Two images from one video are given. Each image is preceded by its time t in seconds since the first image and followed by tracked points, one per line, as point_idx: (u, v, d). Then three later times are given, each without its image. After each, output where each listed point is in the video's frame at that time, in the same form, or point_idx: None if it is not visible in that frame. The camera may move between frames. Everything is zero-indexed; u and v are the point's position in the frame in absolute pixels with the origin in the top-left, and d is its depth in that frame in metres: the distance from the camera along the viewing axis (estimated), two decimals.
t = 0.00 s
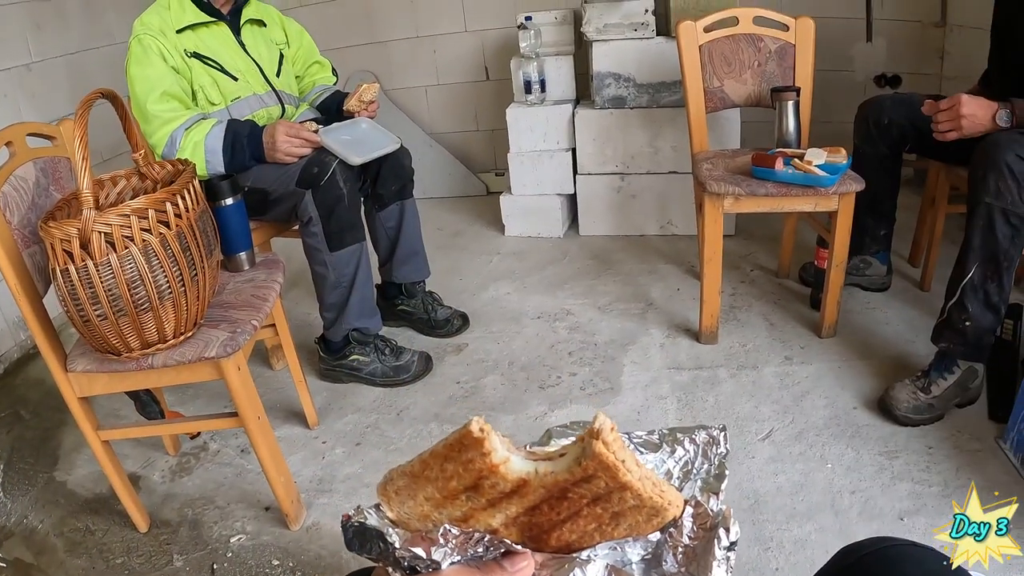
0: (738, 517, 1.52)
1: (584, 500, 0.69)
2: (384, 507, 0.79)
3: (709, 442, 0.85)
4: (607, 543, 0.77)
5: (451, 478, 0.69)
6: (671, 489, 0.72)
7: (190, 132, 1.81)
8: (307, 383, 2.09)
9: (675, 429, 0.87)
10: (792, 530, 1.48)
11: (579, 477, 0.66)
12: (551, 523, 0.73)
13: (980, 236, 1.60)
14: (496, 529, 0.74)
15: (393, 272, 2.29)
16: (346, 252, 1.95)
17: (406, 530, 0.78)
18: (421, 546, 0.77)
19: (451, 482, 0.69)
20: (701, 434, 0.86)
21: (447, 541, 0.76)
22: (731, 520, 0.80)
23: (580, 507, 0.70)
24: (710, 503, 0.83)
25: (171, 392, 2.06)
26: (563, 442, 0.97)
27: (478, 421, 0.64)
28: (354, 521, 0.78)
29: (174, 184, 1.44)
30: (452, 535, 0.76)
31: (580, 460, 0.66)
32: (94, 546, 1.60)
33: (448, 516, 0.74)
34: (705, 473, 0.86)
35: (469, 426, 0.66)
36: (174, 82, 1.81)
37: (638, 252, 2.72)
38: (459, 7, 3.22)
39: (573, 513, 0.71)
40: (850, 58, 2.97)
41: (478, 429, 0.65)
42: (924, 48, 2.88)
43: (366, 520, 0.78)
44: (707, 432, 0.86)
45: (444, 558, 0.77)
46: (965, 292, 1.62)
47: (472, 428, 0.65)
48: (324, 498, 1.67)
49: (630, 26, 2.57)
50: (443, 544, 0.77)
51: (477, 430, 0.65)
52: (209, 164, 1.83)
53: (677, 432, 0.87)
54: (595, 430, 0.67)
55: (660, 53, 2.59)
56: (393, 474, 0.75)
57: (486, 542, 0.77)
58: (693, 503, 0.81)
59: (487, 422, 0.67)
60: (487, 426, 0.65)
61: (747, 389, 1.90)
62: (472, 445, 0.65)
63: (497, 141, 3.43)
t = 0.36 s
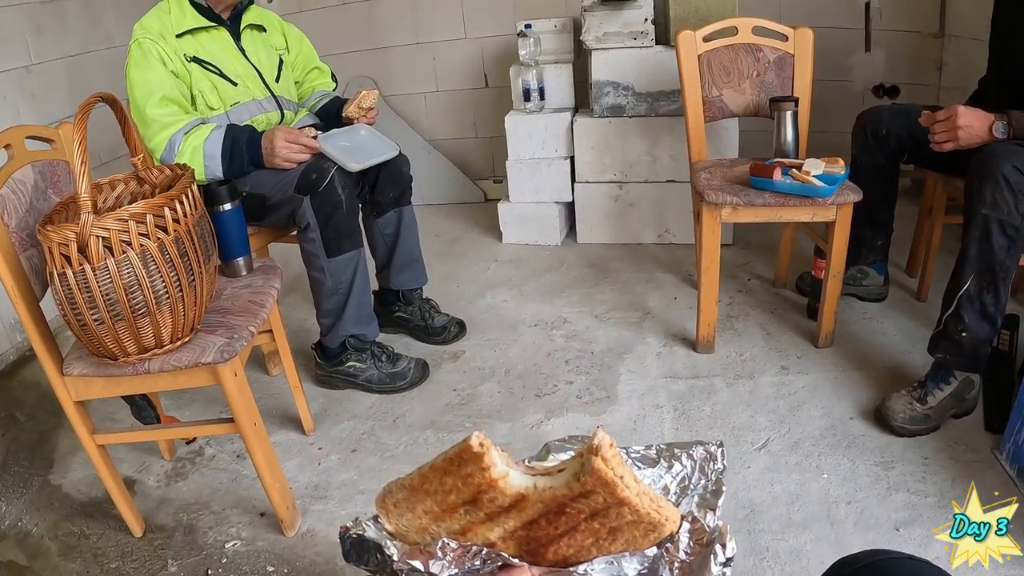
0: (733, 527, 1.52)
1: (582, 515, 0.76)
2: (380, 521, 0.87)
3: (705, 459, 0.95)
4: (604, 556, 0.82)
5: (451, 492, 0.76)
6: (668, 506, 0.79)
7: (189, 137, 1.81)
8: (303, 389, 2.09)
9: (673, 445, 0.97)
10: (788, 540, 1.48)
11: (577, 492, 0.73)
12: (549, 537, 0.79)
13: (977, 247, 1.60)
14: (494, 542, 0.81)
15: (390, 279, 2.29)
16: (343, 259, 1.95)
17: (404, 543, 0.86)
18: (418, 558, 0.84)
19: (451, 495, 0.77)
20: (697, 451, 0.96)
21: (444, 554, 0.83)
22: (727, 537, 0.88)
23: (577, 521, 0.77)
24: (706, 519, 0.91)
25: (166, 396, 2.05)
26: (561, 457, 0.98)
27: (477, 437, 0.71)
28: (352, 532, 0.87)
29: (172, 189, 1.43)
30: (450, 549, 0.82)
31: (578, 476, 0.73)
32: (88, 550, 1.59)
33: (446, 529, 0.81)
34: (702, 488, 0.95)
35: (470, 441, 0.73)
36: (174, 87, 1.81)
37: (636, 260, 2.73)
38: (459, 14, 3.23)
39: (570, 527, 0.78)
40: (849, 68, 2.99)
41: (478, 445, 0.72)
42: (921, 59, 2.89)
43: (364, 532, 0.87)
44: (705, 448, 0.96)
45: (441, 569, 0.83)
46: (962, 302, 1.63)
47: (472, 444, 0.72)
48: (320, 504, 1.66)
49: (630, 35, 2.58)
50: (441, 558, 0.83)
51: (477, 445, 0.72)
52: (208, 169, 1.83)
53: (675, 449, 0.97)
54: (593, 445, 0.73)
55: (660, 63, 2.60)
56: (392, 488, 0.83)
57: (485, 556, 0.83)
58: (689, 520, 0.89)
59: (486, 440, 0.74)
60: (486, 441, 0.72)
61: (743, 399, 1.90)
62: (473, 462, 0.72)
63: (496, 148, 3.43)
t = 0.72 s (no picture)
0: (732, 532, 1.51)
1: (582, 522, 0.76)
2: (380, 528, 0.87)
3: (705, 467, 0.96)
4: (603, 564, 0.83)
5: (451, 499, 0.77)
6: (668, 513, 0.79)
7: (189, 139, 1.81)
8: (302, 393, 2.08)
9: (673, 453, 0.97)
10: (787, 545, 1.48)
11: (578, 500, 0.72)
12: (548, 544, 0.79)
13: (976, 252, 1.60)
14: (493, 549, 0.81)
15: (390, 283, 2.29)
16: (342, 262, 1.95)
17: (405, 550, 0.86)
18: (418, 565, 0.84)
19: (451, 502, 0.77)
20: (698, 459, 0.96)
21: (445, 561, 0.82)
22: (727, 545, 0.86)
23: (577, 528, 0.76)
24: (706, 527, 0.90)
25: (165, 399, 2.05)
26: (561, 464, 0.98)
27: (478, 444, 0.71)
28: (352, 539, 0.88)
29: (172, 191, 1.43)
30: (450, 555, 0.82)
31: (579, 483, 0.72)
32: (86, 553, 1.59)
33: (446, 536, 0.81)
34: (702, 496, 0.94)
35: (470, 449, 0.73)
36: (174, 89, 1.81)
37: (635, 265, 2.73)
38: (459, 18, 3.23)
39: (570, 534, 0.77)
40: (848, 73, 3.00)
41: (478, 453, 0.72)
42: (921, 65, 2.90)
43: (363, 539, 0.88)
44: (705, 456, 0.96)
45: None
46: (961, 307, 1.63)
47: (473, 451, 0.72)
48: (318, 508, 1.66)
49: (630, 39, 2.59)
50: (441, 565, 0.82)
51: (478, 453, 0.72)
52: (207, 172, 1.83)
53: (675, 456, 0.97)
54: (594, 453, 0.72)
55: (660, 67, 2.60)
56: (393, 495, 0.84)
57: (484, 563, 0.82)
58: (688, 528, 0.89)
59: (486, 447, 0.74)
60: (486, 448, 0.72)
61: (742, 404, 1.90)
62: (473, 469, 0.73)
63: (495, 152, 3.44)
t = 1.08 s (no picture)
0: (732, 535, 1.51)
1: (582, 526, 0.76)
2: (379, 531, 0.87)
3: (705, 470, 0.95)
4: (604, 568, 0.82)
5: (451, 503, 0.77)
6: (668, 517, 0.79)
7: (189, 141, 1.81)
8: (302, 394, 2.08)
9: (673, 457, 0.97)
10: (787, 547, 1.47)
11: (578, 503, 0.73)
12: (548, 548, 0.79)
13: (976, 253, 1.60)
14: (493, 553, 0.81)
15: (390, 285, 2.28)
16: (343, 264, 1.95)
17: (404, 553, 0.85)
18: (417, 569, 0.84)
19: (450, 505, 0.77)
20: (698, 462, 0.96)
21: (444, 565, 0.82)
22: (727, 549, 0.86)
23: (577, 533, 0.76)
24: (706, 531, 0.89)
25: (165, 401, 2.05)
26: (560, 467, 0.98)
27: (478, 447, 0.72)
28: (349, 542, 0.87)
29: (172, 193, 1.43)
30: (450, 559, 0.81)
31: (580, 486, 0.73)
32: (85, 554, 1.59)
33: (446, 540, 0.81)
34: (702, 500, 0.94)
35: (471, 452, 0.73)
36: (174, 90, 1.81)
37: (635, 267, 2.72)
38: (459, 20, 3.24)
39: (570, 539, 0.77)
40: (848, 75, 3.00)
41: (479, 456, 0.73)
42: (921, 67, 2.90)
43: (361, 542, 0.87)
44: (705, 460, 0.96)
45: None
46: (961, 308, 1.63)
47: (473, 454, 0.73)
48: (318, 510, 1.66)
49: (630, 41, 2.59)
50: (441, 568, 0.82)
51: (478, 455, 0.73)
52: (207, 173, 1.83)
53: (675, 460, 0.97)
54: (594, 457, 0.73)
55: (660, 68, 2.60)
56: (392, 498, 0.83)
57: (484, 566, 0.81)
58: (688, 532, 0.88)
59: (486, 450, 0.74)
60: (486, 451, 0.72)
61: (743, 406, 1.90)
62: (474, 471, 0.73)
63: (496, 154, 3.43)
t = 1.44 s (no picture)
0: (731, 536, 1.51)
1: (577, 525, 0.76)
2: (375, 529, 0.86)
3: (700, 470, 0.95)
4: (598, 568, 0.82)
5: (446, 502, 0.78)
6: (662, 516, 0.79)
7: (189, 142, 1.81)
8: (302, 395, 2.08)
9: (668, 457, 0.97)
10: (787, 548, 1.47)
11: (572, 502, 0.74)
12: (543, 547, 0.80)
13: (974, 254, 1.60)
14: (488, 552, 0.82)
15: (390, 286, 2.28)
16: (343, 265, 1.95)
17: (399, 552, 0.86)
18: (413, 568, 0.83)
19: (445, 505, 0.78)
20: (694, 463, 0.96)
21: (439, 563, 0.82)
22: (722, 548, 0.83)
23: (572, 531, 0.77)
24: (702, 530, 0.87)
25: (165, 402, 2.05)
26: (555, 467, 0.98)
27: (472, 446, 0.72)
28: (346, 541, 0.86)
29: (172, 194, 1.43)
30: (445, 558, 0.82)
31: (574, 485, 0.74)
32: (85, 555, 1.59)
33: (441, 539, 0.82)
34: (697, 500, 0.95)
35: (465, 450, 0.74)
36: (174, 92, 1.81)
37: (635, 268, 2.72)
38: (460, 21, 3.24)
39: (565, 537, 0.78)
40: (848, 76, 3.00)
41: (473, 456, 0.73)
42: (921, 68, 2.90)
43: (357, 541, 0.86)
44: (699, 460, 0.96)
45: None
46: (960, 309, 1.63)
47: (467, 453, 0.73)
48: (318, 511, 1.66)
49: (630, 42, 2.59)
50: (435, 567, 0.82)
51: (473, 455, 0.73)
52: (207, 175, 1.83)
53: (670, 460, 0.97)
54: (588, 456, 0.74)
55: (660, 70, 2.60)
56: (387, 497, 0.84)
57: (479, 566, 0.83)
58: (683, 531, 0.85)
59: (481, 449, 0.75)
60: (480, 450, 0.73)
61: (742, 407, 1.90)
62: (468, 471, 0.74)
63: (496, 155, 3.44)
